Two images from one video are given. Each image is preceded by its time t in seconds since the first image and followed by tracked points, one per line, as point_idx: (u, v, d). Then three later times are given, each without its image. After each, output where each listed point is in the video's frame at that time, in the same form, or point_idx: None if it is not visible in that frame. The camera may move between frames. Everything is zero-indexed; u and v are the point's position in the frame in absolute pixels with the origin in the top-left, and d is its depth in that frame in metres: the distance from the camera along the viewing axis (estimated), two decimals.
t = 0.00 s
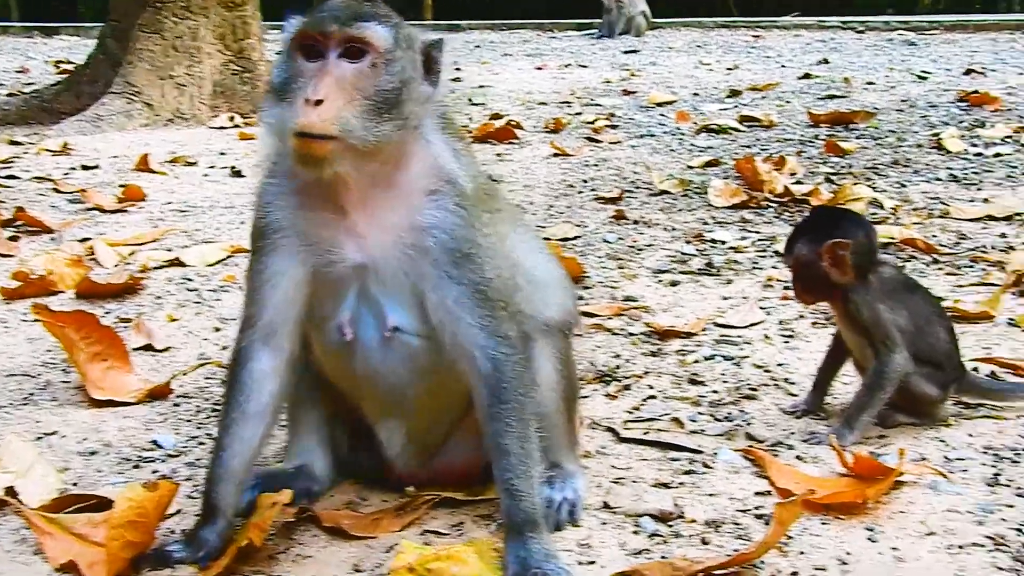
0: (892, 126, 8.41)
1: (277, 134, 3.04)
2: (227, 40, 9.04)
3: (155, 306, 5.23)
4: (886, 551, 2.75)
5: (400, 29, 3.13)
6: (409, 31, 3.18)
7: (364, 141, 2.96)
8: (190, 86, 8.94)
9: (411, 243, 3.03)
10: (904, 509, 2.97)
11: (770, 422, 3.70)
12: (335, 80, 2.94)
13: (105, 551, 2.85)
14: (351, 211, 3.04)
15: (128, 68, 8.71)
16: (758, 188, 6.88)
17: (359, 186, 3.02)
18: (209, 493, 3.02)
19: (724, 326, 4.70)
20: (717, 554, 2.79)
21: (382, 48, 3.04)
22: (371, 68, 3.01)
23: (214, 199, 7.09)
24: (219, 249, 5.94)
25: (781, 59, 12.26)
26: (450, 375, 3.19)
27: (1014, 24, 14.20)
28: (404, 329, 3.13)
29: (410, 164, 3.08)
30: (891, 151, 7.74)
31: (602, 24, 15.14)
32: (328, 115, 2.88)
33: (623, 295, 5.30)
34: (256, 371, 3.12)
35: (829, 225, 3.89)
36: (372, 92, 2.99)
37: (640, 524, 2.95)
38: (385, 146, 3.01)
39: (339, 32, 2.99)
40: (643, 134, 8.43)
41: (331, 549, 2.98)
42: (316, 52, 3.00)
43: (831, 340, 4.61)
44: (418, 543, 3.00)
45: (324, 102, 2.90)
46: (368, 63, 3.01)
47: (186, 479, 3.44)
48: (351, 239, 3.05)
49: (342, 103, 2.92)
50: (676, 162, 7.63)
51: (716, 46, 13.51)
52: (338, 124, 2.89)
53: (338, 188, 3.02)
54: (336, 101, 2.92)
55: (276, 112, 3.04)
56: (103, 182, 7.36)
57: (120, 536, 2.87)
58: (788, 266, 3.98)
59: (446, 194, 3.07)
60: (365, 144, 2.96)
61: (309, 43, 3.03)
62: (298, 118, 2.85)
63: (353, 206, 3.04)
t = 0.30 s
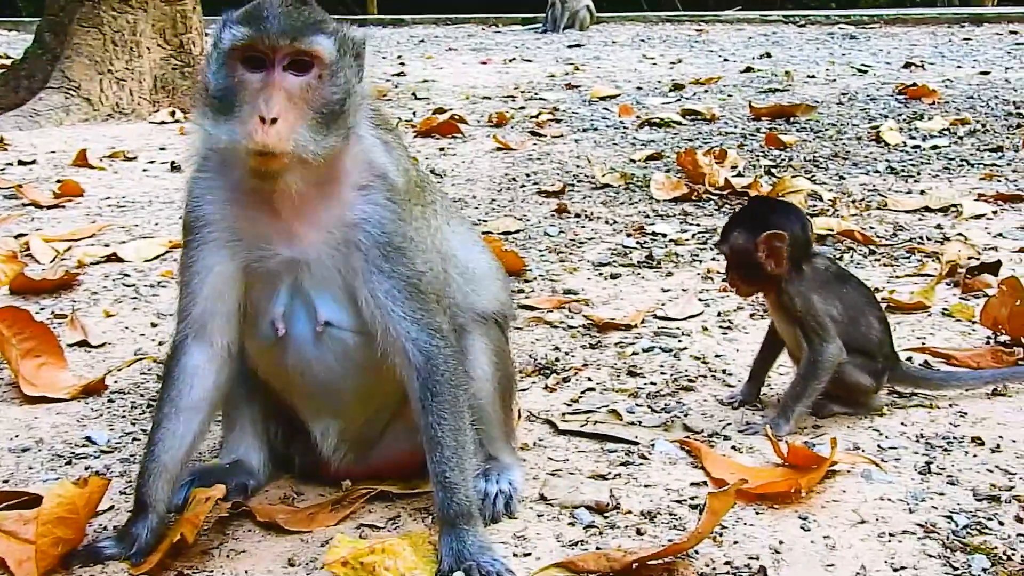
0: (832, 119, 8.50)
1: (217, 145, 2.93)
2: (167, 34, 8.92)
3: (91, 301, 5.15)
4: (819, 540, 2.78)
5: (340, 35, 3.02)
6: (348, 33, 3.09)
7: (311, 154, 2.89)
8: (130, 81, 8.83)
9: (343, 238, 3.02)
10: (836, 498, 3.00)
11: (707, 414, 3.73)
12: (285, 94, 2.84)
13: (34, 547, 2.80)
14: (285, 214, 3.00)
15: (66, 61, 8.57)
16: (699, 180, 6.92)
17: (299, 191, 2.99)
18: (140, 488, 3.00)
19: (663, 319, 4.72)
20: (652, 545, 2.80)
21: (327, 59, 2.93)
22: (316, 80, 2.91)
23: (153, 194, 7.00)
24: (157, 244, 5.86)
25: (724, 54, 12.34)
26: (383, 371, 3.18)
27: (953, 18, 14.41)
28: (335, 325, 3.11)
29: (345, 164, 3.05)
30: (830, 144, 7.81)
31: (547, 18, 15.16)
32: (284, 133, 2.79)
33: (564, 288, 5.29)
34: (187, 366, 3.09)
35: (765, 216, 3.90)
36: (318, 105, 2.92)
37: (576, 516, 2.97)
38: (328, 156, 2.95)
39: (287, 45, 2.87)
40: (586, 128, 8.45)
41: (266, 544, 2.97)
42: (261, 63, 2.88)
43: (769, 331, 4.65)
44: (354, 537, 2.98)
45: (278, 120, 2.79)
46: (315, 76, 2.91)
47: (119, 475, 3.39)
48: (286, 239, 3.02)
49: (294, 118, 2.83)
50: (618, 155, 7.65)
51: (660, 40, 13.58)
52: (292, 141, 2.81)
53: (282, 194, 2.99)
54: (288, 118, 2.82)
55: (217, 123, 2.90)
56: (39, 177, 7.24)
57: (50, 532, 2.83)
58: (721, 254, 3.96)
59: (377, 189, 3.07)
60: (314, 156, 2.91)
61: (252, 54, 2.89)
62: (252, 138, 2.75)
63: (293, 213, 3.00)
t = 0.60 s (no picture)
0: (806, 115, 8.53)
1: (248, 152, 2.91)
2: (140, 33, 8.86)
3: (65, 301, 5.11)
4: (797, 535, 2.79)
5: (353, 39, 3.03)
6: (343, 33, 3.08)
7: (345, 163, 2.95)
8: (102, 80, 8.76)
9: (327, 239, 3.03)
10: (814, 492, 3.01)
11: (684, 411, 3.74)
12: (329, 103, 2.86)
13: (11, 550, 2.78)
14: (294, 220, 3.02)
15: (37, 60, 8.50)
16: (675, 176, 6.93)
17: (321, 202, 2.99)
18: (118, 488, 2.99)
19: (641, 315, 4.72)
20: (631, 541, 2.81)
21: (354, 69, 2.96)
22: (346, 90, 2.94)
23: (127, 194, 6.95)
24: (131, 244, 5.81)
25: (697, 49, 12.37)
26: (363, 371, 3.18)
27: (924, 12, 14.49)
28: (314, 325, 3.11)
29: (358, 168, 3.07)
30: (804, 139, 7.84)
31: (520, 15, 15.15)
32: (334, 145, 2.84)
33: (541, 284, 5.28)
34: (164, 366, 3.06)
35: (749, 212, 3.92)
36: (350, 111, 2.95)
37: (555, 513, 2.96)
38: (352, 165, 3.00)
39: (325, 52, 2.87)
40: (561, 125, 8.44)
41: (244, 544, 2.96)
42: (300, 70, 2.87)
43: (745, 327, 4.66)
44: (333, 536, 2.98)
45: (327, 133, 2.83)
46: (346, 81, 2.94)
47: (96, 475, 3.37)
48: (286, 241, 3.03)
49: (337, 129, 2.87)
50: (594, 152, 7.65)
51: (633, 37, 13.59)
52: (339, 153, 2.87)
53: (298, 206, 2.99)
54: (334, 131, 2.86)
55: (253, 132, 2.89)
56: (11, 177, 7.18)
57: (27, 534, 2.81)
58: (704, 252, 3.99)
59: (362, 189, 3.07)
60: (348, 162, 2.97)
61: (289, 61, 2.87)
62: (307, 154, 2.81)
63: (313, 219, 3.02)
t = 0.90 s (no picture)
0: (801, 115, 8.54)
1: (250, 154, 2.91)
2: (134, 33, 8.86)
3: (62, 303, 5.10)
4: (796, 536, 2.80)
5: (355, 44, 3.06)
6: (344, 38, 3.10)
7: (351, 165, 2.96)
8: (97, 81, 8.75)
9: (327, 241, 3.05)
10: (813, 493, 3.02)
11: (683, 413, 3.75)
12: (335, 107, 2.88)
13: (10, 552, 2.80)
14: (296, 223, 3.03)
15: (32, 61, 8.49)
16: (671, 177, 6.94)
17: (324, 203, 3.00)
18: (118, 491, 2.99)
19: (638, 316, 4.72)
20: (630, 543, 2.81)
21: (358, 73, 2.98)
22: (350, 94, 2.95)
23: (123, 195, 6.94)
24: (127, 245, 5.81)
25: (691, 50, 12.38)
26: (362, 374, 3.19)
27: (917, 13, 14.52)
28: (313, 328, 3.11)
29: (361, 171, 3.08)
30: (799, 140, 7.86)
31: (514, 15, 15.16)
32: (342, 149, 2.86)
33: (538, 285, 5.28)
34: (163, 368, 3.06)
35: (748, 211, 3.91)
36: (354, 115, 2.97)
37: (555, 515, 2.97)
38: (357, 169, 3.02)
39: (332, 56, 2.89)
40: (556, 126, 8.45)
41: (244, 546, 2.96)
42: (306, 73, 2.88)
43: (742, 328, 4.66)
44: (332, 538, 2.98)
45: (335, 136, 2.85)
46: (350, 85, 2.95)
47: (94, 477, 3.37)
48: (287, 242, 3.04)
49: (344, 132, 2.89)
50: (589, 153, 7.66)
51: (627, 37, 13.60)
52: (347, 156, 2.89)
53: (302, 206, 3.00)
54: (342, 134, 2.88)
55: (258, 134, 2.88)
56: (7, 179, 7.17)
57: (27, 537, 2.82)
58: (703, 253, 3.96)
59: (364, 193, 3.07)
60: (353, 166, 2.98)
61: (295, 64, 2.87)
62: (317, 156, 2.81)
63: (314, 221, 3.04)
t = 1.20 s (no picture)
0: (799, 118, 8.54)
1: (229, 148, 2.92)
2: (133, 35, 8.86)
3: (61, 305, 5.10)
4: (797, 540, 2.80)
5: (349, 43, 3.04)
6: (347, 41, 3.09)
7: (332, 159, 2.93)
8: (95, 82, 8.75)
9: (330, 245, 3.06)
10: (813, 497, 3.02)
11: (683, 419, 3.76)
12: (308, 98, 2.83)
13: (13, 555, 2.81)
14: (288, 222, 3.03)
15: (31, 62, 8.49)
16: (670, 179, 6.94)
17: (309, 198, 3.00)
18: (118, 494, 2.99)
19: (637, 319, 4.73)
20: (631, 546, 2.85)
21: (345, 67, 2.95)
22: (334, 87, 2.93)
23: (122, 196, 6.93)
24: (127, 247, 5.81)
25: (689, 52, 12.39)
26: (364, 376, 3.22)
27: (915, 15, 14.53)
28: (316, 331, 3.14)
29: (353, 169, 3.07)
30: (798, 143, 7.86)
31: (513, 18, 15.17)
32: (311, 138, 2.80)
33: (537, 287, 5.28)
34: (167, 371, 3.07)
35: (790, 217, 3.94)
36: (335, 111, 2.93)
37: (555, 518, 3.02)
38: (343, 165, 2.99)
39: (312, 48, 2.88)
40: (555, 128, 8.45)
41: (245, 548, 2.96)
42: (281, 66, 2.87)
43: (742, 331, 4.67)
44: (334, 541, 3.00)
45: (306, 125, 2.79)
46: (332, 82, 2.92)
47: (95, 480, 3.37)
48: (287, 245, 3.04)
49: (316, 123, 2.83)
50: (588, 155, 7.66)
51: (626, 39, 13.60)
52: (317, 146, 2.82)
53: (289, 201, 3.01)
54: (314, 125, 2.83)
55: (235, 126, 2.90)
56: (6, 180, 7.16)
57: (28, 539, 2.84)
58: (732, 241, 3.93)
59: (367, 196, 3.09)
60: (332, 161, 2.93)
61: (273, 58, 2.88)
62: (280, 142, 2.75)
63: (299, 217, 3.03)
